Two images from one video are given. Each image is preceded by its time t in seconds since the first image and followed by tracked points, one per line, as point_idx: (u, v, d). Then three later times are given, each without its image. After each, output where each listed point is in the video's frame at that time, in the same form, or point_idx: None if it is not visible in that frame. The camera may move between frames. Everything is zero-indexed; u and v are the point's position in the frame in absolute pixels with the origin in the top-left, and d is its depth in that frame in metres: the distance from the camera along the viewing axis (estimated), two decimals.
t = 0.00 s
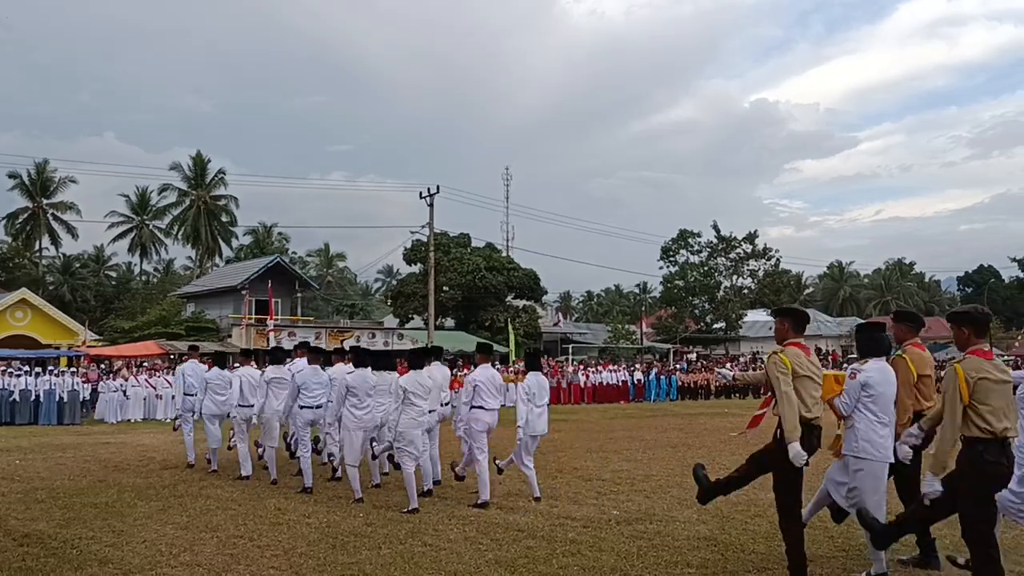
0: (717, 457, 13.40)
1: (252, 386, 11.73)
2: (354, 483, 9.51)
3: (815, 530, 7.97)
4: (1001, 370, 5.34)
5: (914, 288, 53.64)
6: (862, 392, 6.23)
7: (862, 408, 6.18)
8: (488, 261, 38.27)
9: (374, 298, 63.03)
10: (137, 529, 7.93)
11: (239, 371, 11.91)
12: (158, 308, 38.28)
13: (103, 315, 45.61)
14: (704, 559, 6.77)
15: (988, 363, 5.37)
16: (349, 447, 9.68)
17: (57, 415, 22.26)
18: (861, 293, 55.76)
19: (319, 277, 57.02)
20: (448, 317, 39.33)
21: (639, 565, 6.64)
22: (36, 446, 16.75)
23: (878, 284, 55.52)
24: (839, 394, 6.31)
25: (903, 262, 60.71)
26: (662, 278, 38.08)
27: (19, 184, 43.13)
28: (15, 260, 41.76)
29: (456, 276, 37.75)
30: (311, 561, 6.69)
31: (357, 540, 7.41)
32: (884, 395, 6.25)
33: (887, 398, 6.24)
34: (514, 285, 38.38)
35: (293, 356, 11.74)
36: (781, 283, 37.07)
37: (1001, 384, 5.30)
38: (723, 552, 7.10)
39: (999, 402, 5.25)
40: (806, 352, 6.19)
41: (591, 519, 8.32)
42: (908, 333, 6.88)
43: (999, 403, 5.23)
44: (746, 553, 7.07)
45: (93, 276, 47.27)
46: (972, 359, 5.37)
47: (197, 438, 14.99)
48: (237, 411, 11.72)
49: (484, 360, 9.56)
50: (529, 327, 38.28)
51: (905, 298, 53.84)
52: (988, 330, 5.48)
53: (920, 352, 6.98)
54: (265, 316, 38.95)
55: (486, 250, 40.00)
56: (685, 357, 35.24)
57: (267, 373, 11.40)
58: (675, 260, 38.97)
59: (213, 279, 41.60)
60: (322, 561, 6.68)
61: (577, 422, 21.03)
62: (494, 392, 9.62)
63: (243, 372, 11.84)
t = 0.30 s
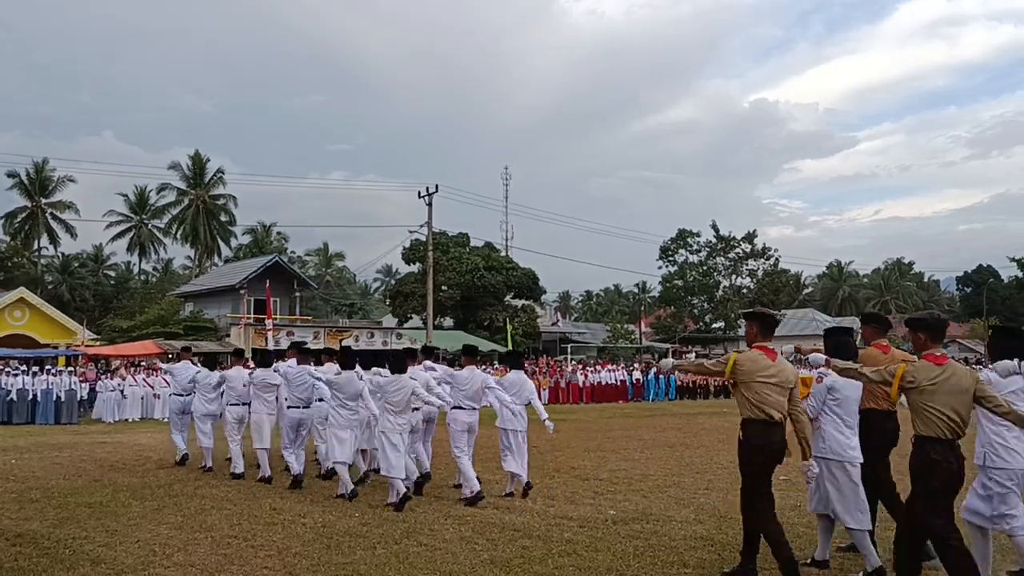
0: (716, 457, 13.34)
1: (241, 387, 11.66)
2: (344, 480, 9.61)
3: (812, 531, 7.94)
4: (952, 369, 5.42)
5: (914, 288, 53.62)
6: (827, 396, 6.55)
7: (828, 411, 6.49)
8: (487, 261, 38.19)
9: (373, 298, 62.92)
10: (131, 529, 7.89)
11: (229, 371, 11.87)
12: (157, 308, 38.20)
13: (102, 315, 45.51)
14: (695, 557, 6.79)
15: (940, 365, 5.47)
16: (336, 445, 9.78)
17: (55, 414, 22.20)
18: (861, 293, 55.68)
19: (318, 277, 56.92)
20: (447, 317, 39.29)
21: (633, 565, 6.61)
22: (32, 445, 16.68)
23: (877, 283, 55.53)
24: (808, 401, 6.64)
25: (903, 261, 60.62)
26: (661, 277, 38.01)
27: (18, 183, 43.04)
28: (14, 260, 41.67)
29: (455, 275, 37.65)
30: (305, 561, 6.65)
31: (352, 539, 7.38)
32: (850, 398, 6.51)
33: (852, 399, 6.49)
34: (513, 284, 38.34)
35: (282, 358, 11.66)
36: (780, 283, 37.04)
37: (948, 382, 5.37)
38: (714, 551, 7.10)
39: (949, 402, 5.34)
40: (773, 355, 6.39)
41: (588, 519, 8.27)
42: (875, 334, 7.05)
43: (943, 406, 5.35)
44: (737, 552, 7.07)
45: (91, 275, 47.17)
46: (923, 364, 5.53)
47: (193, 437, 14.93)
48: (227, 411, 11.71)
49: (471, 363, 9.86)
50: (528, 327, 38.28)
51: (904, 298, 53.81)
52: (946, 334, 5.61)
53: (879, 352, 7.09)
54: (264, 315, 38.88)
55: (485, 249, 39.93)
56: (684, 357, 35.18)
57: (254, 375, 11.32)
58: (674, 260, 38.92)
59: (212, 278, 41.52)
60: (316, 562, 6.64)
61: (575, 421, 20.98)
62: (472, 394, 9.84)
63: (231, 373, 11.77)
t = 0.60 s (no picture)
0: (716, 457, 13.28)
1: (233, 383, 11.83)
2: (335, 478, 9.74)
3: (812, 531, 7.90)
4: (920, 364, 5.59)
5: (912, 288, 53.64)
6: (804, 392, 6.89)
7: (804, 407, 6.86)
8: (485, 261, 38.11)
9: (371, 297, 62.83)
10: (126, 529, 7.84)
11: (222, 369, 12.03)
12: (155, 308, 38.13)
13: (100, 314, 45.44)
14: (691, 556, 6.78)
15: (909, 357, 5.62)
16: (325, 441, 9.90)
17: (52, 414, 22.15)
18: (859, 293, 55.63)
19: (317, 277, 56.84)
20: (446, 317, 39.25)
21: (630, 564, 6.57)
22: (29, 445, 16.63)
23: (876, 283, 55.55)
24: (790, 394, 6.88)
25: (902, 261, 60.59)
26: (660, 277, 37.96)
27: (16, 183, 42.98)
28: (12, 259, 41.60)
29: (453, 275, 37.56)
30: (300, 561, 6.61)
31: (348, 539, 7.34)
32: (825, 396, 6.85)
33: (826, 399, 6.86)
34: (512, 284, 38.32)
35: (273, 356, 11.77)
36: (779, 282, 37.01)
37: (918, 379, 5.52)
38: (708, 549, 7.11)
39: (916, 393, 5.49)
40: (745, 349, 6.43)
41: (586, 519, 8.23)
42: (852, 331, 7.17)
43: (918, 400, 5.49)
44: (730, 550, 7.09)
45: (90, 275, 47.10)
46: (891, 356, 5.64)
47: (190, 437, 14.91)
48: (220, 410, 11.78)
49: (455, 361, 10.09)
50: (527, 327, 38.26)
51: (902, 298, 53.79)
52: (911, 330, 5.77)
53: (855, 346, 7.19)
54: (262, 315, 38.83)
55: (483, 249, 39.85)
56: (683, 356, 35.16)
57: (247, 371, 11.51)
58: (673, 259, 38.86)
59: (210, 278, 41.45)
60: (311, 562, 6.60)
61: (573, 421, 20.95)
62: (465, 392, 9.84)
63: (224, 370, 11.97)
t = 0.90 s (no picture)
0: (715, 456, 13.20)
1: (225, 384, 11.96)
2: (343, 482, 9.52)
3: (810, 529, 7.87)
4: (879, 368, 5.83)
5: (912, 288, 53.60)
6: (771, 395, 6.81)
7: (770, 408, 6.78)
8: (485, 261, 37.99)
9: (371, 297, 62.83)
10: (121, 528, 7.82)
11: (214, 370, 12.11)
12: (154, 307, 38.10)
13: (100, 314, 45.45)
14: (680, 555, 6.80)
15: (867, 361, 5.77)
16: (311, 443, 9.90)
17: (50, 413, 22.12)
18: (859, 293, 55.70)
19: (316, 276, 56.85)
20: (445, 317, 39.23)
21: (624, 564, 6.57)
22: (26, 445, 16.59)
23: (876, 283, 55.55)
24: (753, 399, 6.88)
25: (902, 261, 60.62)
26: (660, 277, 37.96)
27: (16, 183, 42.98)
28: (11, 259, 41.55)
29: (453, 275, 37.51)
30: (295, 561, 6.60)
31: (343, 539, 7.32)
32: (792, 396, 6.82)
33: (792, 398, 6.79)
34: (511, 284, 38.25)
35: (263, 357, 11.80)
36: (779, 283, 37.00)
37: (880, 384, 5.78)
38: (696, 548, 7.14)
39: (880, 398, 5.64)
40: (711, 353, 6.60)
41: (583, 519, 8.21)
42: (819, 334, 7.24)
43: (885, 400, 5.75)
44: (716, 548, 7.13)
45: (89, 274, 47.10)
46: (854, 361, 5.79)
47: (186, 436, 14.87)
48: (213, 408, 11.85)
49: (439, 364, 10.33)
50: (526, 327, 38.24)
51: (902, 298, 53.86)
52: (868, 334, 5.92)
53: (830, 350, 7.14)
54: (261, 315, 38.82)
55: (483, 249, 39.76)
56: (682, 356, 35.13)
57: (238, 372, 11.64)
58: (672, 259, 38.81)
59: (210, 278, 41.42)
60: (306, 561, 6.59)
61: (572, 421, 20.92)
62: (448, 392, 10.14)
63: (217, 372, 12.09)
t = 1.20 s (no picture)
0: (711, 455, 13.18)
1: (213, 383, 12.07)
2: (342, 482, 9.43)
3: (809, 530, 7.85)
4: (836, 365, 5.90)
5: (911, 288, 53.49)
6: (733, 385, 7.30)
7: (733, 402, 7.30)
8: (483, 261, 37.83)
9: (371, 297, 62.77)
10: (115, 528, 7.80)
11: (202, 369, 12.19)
12: (153, 307, 38.09)
13: (99, 314, 45.44)
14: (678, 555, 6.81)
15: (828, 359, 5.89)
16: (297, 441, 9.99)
17: (48, 413, 22.10)
18: (859, 293, 55.68)
19: (316, 277, 56.82)
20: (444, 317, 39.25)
21: (620, 564, 6.56)
22: (23, 445, 16.56)
23: (876, 284, 55.48)
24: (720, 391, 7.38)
25: (901, 261, 60.60)
26: (659, 277, 37.94)
27: (15, 182, 42.93)
28: (9, 259, 41.55)
29: (452, 275, 37.49)
30: (289, 561, 6.58)
31: (338, 539, 7.32)
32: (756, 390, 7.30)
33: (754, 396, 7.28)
34: (510, 284, 38.14)
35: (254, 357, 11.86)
36: (778, 283, 36.99)
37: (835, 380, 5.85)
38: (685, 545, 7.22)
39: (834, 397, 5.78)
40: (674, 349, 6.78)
41: (578, 519, 8.21)
42: (786, 331, 7.16)
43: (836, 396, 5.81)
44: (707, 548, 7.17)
45: (88, 275, 47.07)
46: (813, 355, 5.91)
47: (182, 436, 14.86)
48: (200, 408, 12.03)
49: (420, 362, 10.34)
50: (525, 327, 38.17)
51: (902, 298, 53.87)
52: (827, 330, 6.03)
53: (791, 348, 7.03)
54: (260, 315, 38.79)
55: (482, 249, 39.64)
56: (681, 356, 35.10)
57: (226, 371, 11.74)
58: (672, 259, 38.77)
59: (209, 278, 41.38)
60: (299, 561, 6.57)
61: (570, 421, 20.91)
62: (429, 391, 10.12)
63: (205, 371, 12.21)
